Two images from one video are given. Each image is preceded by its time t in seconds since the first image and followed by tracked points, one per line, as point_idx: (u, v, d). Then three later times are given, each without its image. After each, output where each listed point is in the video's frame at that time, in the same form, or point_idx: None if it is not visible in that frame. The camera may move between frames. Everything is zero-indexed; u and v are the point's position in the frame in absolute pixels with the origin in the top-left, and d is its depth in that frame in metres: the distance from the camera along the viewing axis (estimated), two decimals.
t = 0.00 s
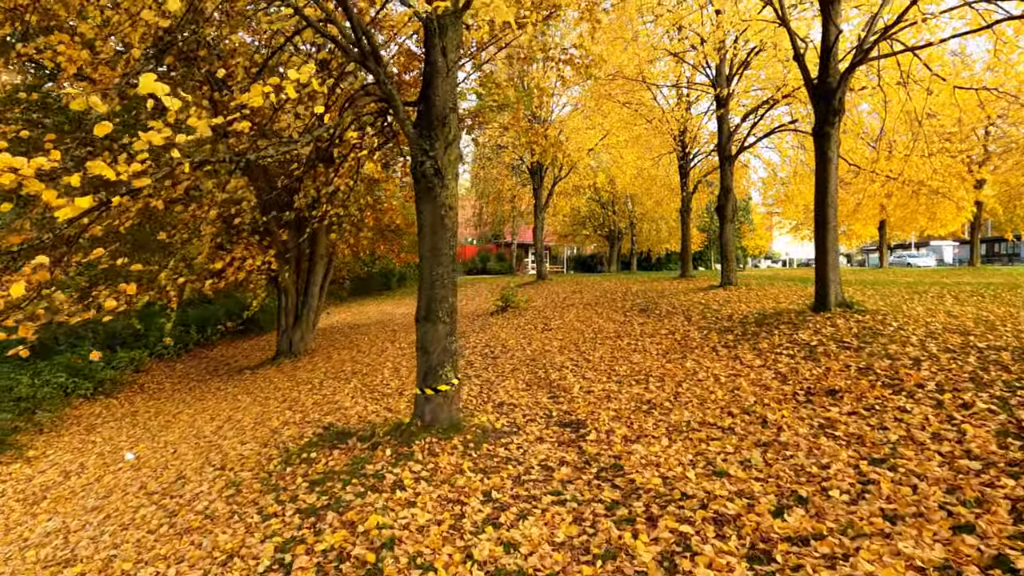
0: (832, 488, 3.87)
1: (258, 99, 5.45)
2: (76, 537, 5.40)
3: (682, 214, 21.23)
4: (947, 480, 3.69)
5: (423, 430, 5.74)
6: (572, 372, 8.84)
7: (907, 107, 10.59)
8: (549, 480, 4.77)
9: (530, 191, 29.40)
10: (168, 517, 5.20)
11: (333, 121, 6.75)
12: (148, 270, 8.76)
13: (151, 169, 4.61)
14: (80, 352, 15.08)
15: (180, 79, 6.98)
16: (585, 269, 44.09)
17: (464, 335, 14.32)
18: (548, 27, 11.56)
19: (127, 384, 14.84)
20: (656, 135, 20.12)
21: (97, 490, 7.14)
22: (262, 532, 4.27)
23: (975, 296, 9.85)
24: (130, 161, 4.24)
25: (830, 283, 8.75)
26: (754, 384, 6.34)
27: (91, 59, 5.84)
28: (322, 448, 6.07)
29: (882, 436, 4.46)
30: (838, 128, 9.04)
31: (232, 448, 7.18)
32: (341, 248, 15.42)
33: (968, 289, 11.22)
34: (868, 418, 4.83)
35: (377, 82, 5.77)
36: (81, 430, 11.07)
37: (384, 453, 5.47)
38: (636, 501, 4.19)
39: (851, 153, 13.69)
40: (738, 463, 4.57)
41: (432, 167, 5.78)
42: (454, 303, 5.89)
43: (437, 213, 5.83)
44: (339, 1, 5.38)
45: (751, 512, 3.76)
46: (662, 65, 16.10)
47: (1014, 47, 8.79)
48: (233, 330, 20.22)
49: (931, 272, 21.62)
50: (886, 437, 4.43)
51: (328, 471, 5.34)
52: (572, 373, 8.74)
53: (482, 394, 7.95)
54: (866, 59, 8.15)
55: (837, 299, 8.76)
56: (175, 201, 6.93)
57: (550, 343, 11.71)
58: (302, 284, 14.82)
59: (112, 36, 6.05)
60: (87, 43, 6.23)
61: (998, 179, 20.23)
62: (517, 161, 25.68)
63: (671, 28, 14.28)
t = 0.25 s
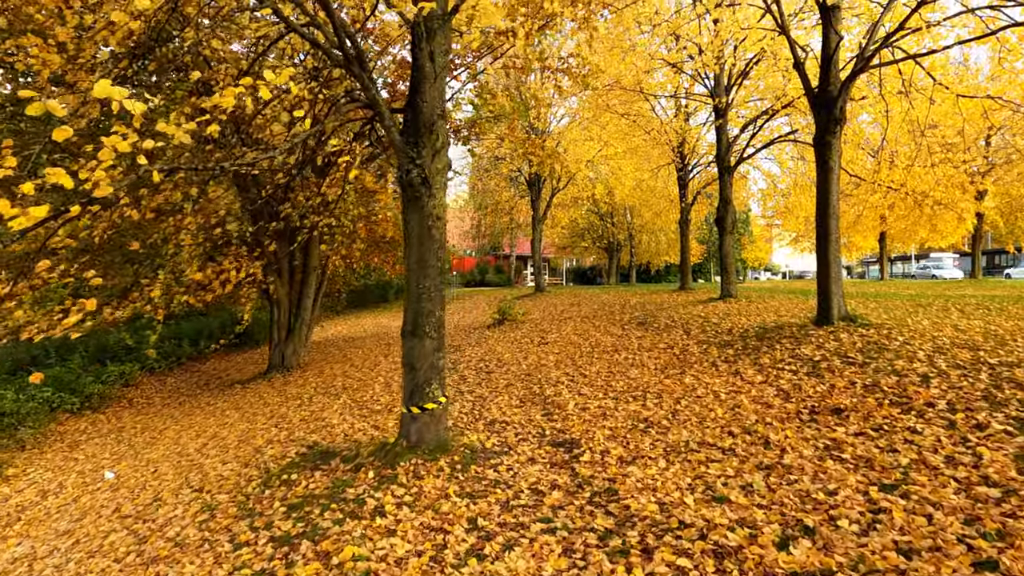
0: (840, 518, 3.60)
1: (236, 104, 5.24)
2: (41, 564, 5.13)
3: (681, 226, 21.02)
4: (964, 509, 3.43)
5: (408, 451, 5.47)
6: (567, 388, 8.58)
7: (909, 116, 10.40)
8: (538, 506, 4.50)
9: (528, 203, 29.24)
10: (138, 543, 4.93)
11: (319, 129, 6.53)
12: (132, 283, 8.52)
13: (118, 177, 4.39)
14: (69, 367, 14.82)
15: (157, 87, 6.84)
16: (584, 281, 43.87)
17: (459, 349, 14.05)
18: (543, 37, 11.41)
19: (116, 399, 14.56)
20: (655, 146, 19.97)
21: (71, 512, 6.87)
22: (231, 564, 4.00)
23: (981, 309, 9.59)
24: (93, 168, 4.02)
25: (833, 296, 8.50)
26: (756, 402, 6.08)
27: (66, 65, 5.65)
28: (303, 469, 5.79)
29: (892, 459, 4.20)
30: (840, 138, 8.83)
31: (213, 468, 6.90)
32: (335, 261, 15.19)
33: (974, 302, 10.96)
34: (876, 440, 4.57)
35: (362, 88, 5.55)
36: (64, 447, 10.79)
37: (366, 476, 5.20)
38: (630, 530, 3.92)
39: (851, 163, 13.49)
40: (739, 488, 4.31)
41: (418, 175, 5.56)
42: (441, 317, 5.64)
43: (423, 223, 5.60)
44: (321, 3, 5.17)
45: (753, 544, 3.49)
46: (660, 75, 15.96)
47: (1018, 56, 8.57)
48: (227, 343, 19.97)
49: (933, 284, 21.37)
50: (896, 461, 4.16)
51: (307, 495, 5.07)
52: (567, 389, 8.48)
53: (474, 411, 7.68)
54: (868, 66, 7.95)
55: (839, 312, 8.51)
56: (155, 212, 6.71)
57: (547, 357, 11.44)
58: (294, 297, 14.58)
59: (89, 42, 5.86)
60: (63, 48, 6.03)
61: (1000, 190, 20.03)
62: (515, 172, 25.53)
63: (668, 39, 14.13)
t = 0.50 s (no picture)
0: (848, 558, 3.33)
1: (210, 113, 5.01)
2: None
3: (680, 238, 20.80)
4: (982, 549, 3.16)
5: (390, 478, 5.20)
6: (562, 407, 8.30)
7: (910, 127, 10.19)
8: (525, 540, 4.24)
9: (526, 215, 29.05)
10: None
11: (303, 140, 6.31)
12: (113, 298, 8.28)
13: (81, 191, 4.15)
14: (56, 382, 14.54)
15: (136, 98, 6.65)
16: (583, 292, 43.64)
17: (453, 364, 13.77)
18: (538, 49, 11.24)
19: (103, 415, 14.27)
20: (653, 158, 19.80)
21: (42, 538, 6.59)
22: None
23: (987, 325, 9.34)
24: (51, 180, 3.80)
25: (834, 312, 8.25)
26: (756, 424, 5.82)
27: (38, 72, 5.44)
28: (281, 496, 5.52)
29: (902, 491, 3.94)
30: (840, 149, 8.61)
31: (190, 492, 6.63)
32: (327, 274, 14.95)
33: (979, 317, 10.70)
34: (884, 469, 4.30)
35: (343, 97, 5.32)
36: (45, 466, 10.50)
37: (345, 505, 4.93)
38: (621, 569, 3.65)
39: (851, 175, 13.28)
40: (738, 520, 4.05)
41: (402, 188, 5.32)
42: (426, 336, 5.40)
43: (407, 238, 5.36)
44: (298, 8, 4.94)
45: None
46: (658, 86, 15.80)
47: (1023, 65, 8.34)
48: (219, 357, 19.70)
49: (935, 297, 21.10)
50: (906, 493, 3.90)
51: (281, 526, 4.80)
52: (561, 408, 8.20)
53: (464, 432, 7.39)
54: (869, 75, 7.74)
55: (842, 328, 8.26)
56: (132, 225, 6.48)
57: (542, 373, 11.18)
58: (286, 311, 14.33)
59: (62, 50, 5.65)
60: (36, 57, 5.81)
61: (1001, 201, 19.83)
62: (512, 184, 25.36)
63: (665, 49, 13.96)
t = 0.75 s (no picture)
0: None
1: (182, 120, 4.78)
2: None
3: (677, 250, 20.62)
4: None
5: (370, 505, 4.94)
6: (555, 425, 8.04)
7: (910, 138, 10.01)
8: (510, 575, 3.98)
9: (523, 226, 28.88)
10: None
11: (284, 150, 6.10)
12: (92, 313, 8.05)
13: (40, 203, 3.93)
14: (41, 397, 14.27)
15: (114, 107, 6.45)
16: (581, 304, 43.43)
17: (446, 379, 13.49)
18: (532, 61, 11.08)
19: (89, 431, 13.99)
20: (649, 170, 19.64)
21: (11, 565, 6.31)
22: None
23: (991, 340, 9.11)
24: (6, 193, 3.57)
25: (835, 327, 8.02)
26: (755, 446, 5.58)
27: (6, 80, 5.22)
28: (257, 523, 5.25)
29: (911, 524, 3.69)
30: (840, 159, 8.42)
31: (166, 516, 6.36)
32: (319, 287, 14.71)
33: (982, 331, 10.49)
34: (891, 498, 4.06)
35: (323, 106, 5.11)
36: (25, 485, 10.22)
37: (322, 535, 4.67)
38: None
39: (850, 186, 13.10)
40: (737, 554, 3.80)
41: (385, 200, 5.10)
42: (409, 355, 5.16)
43: (390, 253, 5.13)
44: (274, 12, 4.73)
45: None
46: (654, 97, 15.65)
47: None
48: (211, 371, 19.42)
49: (935, 310, 20.86)
50: (916, 526, 3.66)
51: (254, 557, 4.54)
52: (554, 426, 7.94)
53: (452, 452, 7.13)
54: (869, 84, 7.56)
55: (843, 343, 8.03)
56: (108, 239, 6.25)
57: (536, 389, 10.92)
58: (276, 325, 14.09)
59: (32, 57, 5.44)
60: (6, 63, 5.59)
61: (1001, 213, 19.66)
62: (509, 196, 25.19)
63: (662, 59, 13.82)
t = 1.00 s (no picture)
0: None
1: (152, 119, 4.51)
2: None
3: (676, 260, 20.39)
4: None
5: (352, 528, 4.65)
6: (550, 440, 7.75)
7: (914, 145, 9.79)
8: None
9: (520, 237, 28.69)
10: None
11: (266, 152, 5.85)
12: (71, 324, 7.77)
13: None
14: (27, 410, 13.96)
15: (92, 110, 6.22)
16: (579, 314, 43.21)
17: (440, 391, 13.19)
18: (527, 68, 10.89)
19: (74, 445, 13.66)
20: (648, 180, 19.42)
21: None
22: None
23: (1000, 351, 8.84)
24: None
25: (840, 338, 7.76)
26: (760, 464, 5.29)
27: None
28: (233, 547, 4.95)
29: (931, 551, 3.42)
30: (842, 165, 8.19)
31: (140, 537, 6.06)
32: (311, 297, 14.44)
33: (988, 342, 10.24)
34: (908, 522, 3.78)
35: (305, 106, 4.87)
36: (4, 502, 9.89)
37: (300, 562, 4.38)
38: None
39: (851, 194, 12.90)
40: None
41: (369, 204, 4.84)
42: (394, 368, 4.90)
43: (374, 261, 4.87)
44: (252, 7, 4.50)
45: None
46: (653, 106, 15.46)
47: None
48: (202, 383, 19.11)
49: (937, 321, 20.61)
50: (938, 554, 3.38)
51: None
52: (550, 441, 7.65)
53: (443, 469, 6.83)
54: (873, 89, 7.35)
55: (848, 355, 7.77)
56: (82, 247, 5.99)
57: (532, 401, 10.63)
58: (267, 336, 13.80)
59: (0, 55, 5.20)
60: None
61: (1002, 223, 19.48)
62: (506, 206, 25.00)
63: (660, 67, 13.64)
